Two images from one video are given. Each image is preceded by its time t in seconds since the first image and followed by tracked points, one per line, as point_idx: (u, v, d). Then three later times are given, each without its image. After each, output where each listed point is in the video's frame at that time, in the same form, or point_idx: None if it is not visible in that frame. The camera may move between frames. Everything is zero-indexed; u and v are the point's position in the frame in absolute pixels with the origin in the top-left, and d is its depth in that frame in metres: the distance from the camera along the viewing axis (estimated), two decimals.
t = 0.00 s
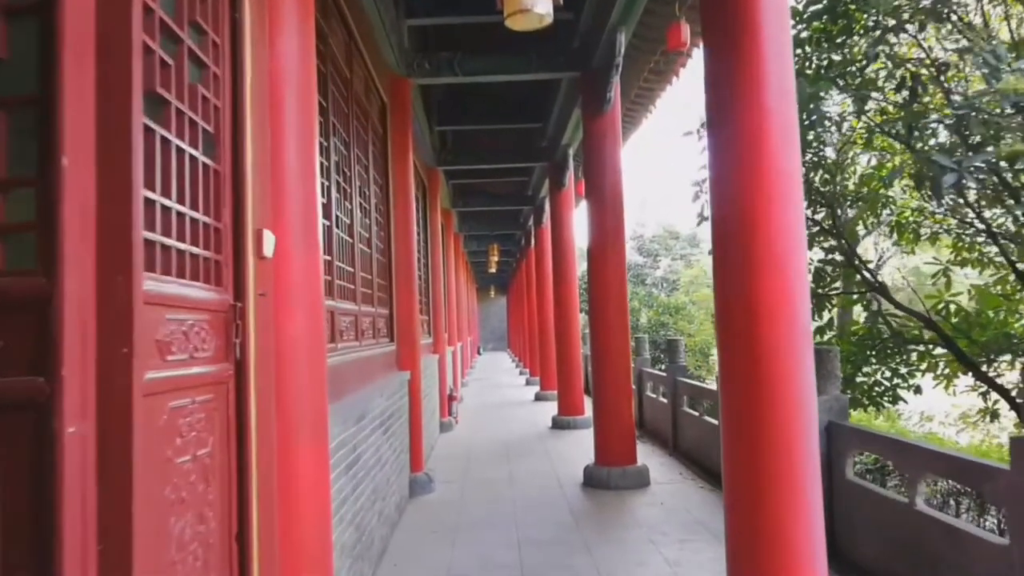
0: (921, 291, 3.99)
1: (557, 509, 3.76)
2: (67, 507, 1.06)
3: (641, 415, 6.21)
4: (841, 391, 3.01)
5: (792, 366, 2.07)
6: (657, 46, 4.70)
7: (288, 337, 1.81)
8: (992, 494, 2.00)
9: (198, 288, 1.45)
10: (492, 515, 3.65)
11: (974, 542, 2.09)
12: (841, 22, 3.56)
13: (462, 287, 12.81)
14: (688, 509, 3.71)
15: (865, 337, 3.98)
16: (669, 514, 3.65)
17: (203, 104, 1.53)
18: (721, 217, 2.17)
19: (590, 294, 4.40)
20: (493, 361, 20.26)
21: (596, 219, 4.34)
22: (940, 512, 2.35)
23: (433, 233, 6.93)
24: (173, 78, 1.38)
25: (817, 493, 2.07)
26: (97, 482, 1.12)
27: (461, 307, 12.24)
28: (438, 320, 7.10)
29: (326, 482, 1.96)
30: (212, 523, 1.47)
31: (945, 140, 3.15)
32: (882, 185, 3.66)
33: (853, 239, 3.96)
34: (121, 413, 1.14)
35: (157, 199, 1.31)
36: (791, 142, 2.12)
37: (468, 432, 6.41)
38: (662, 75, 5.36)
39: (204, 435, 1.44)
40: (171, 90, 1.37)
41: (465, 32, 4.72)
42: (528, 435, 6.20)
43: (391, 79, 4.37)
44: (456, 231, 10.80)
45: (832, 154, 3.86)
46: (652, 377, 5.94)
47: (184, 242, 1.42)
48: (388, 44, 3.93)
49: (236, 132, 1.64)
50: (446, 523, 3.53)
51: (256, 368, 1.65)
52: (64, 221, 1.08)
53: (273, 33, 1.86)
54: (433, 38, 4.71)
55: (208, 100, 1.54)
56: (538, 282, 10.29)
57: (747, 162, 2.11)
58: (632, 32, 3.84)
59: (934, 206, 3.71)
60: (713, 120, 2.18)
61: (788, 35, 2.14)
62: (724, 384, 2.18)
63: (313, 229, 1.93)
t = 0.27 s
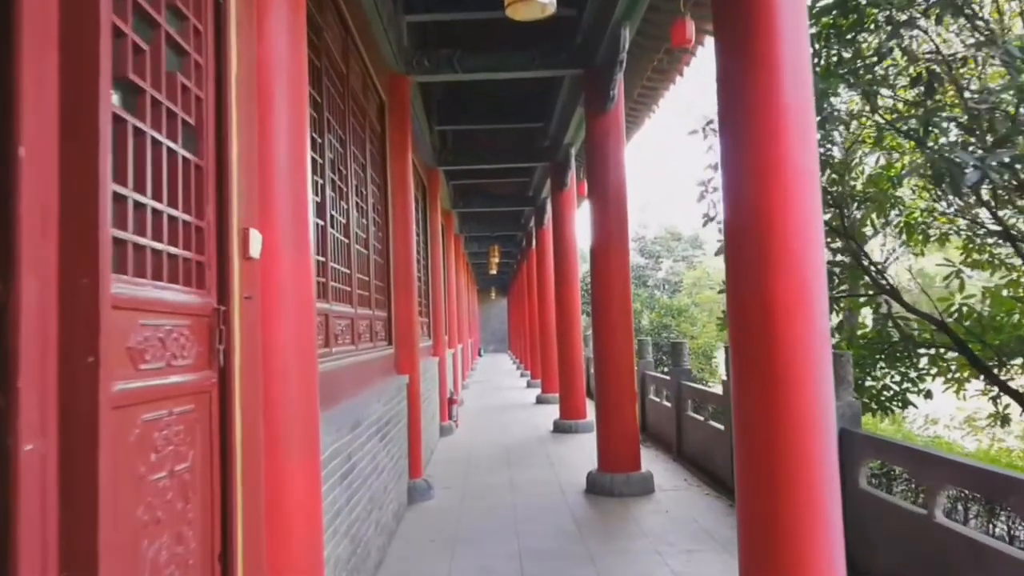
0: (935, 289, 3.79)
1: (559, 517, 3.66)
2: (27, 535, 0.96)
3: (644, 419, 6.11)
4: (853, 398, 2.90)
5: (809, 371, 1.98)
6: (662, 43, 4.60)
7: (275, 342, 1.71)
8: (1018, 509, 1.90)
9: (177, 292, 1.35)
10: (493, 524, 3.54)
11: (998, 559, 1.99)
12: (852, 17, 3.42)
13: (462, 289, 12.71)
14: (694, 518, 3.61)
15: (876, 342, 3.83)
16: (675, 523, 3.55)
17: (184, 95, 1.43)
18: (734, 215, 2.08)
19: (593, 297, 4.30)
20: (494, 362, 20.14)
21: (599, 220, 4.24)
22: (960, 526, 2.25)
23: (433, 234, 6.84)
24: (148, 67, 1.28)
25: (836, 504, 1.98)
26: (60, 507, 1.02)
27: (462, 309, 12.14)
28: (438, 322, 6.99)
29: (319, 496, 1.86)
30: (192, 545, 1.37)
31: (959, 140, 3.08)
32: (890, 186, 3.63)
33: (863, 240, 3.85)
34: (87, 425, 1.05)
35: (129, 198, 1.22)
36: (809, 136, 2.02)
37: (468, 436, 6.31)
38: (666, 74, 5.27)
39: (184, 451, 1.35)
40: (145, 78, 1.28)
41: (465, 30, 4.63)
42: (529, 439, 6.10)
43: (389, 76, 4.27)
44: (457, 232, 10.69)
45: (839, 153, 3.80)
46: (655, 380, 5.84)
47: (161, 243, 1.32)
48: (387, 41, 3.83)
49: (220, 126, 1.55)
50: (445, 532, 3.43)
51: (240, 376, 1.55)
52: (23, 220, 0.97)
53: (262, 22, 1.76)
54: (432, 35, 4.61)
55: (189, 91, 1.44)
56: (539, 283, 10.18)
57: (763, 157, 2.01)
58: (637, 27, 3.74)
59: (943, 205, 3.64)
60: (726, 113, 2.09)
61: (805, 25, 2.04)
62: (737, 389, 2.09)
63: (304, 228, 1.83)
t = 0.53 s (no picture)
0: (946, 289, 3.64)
1: (562, 523, 3.56)
2: None
3: (648, 420, 6.00)
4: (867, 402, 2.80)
5: (833, 372, 1.88)
6: (668, 37, 4.49)
7: (265, 343, 1.61)
8: None
9: (154, 287, 1.25)
10: (495, 530, 3.44)
11: None
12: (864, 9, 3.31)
13: (463, 288, 12.59)
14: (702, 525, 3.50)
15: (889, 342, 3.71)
16: (681, 529, 3.44)
17: (163, 76, 1.33)
18: (752, 208, 1.98)
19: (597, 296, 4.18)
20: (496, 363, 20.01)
21: (604, 217, 4.13)
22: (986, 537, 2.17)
23: (433, 232, 6.74)
24: (121, 43, 1.18)
25: (860, 511, 1.88)
26: (16, 526, 0.92)
27: (463, 309, 12.02)
28: (438, 322, 6.88)
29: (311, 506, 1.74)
30: (171, 562, 1.27)
31: (981, 134, 2.98)
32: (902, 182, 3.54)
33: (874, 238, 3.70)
34: (46, 433, 0.95)
35: (96, 185, 1.11)
36: (830, 124, 1.92)
37: (469, 438, 6.20)
38: (671, 70, 5.16)
39: (161, 459, 1.24)
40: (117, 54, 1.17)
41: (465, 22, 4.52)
42: (530, 441, 5.99)
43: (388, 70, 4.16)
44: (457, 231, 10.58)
45: (848, 150, 3.70)
46: (659, 381, 5.74)
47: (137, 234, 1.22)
48: (386, 33, 3.72)
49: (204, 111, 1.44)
50: (445, 539, 3.33)
51: (225, 379, 1.45)
52: None
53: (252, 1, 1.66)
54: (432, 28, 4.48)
55: (168, 71, 1.34)
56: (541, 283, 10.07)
57: (783, 147, 1.91)
58: (643, 18, 3.63)
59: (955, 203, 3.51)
60: (743, 101, 1.98)
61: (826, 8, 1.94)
62: (755, 392, 1.99)
63: (295, 221, 1.72)
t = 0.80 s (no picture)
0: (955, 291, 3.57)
1: (565, 528, 3.48)
2: None
3: (651, 423, 5.93)
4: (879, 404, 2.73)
5: (853, 375, 1.81)
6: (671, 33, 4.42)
7: (256, 345, 1.53)
8: None
9: (136, 283, 1.18)
10: (496, 535, 3.36)
11: None
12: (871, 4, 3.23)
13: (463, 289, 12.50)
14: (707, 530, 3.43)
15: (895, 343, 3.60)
16: (688, 535, 3.36)
17: (145, 60, 1.26)
18: (767, 203, 1.90)
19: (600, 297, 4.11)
20: (496, 364, 19.91)
21: (607, 216, 4.06)
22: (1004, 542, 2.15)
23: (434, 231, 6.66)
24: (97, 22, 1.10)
25: (880, 517, 1.81)
26: None
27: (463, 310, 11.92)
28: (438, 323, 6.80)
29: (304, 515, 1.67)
30: None
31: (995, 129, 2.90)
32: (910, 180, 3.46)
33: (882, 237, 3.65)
34: (12, 441, 0.87)
35: (72, 176, 1.03)
36: (849, 116, 1.84)
37: (469, 440, 6.12)
38: (674, 67, 5.10)
39: (143, 468, 1.17)
40: (93, 32, 1.10)
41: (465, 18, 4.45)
42: (532, 443, 5.91)
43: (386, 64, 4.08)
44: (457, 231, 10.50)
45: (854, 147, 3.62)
46: (661, 382, 5.67)
47: (116, 228, 1.15)
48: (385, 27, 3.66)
49: (192, 93, 1.37)
50: (446, 544, 3.25)
51: (212, 384, 1.37)
52: None
53: None
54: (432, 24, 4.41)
55: (150, 55, 1.27)
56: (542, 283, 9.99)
57: (800, 140, 1.83)
58: (647, 12, 3.56)
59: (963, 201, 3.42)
60: (758, 92, 1.91)
61: None
62: (771, 395, 1.91)
63: (288, 217, 1.65)
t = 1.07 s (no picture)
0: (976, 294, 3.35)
1: (570, 536, 3.38)
2: None
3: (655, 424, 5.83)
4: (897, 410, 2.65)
5: (886, 384, 1.64)
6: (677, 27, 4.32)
7: (242, 350, 1.43)
8: None
9: (110, 283, 1.08)
10: (498, 544, 3.26)
11: None
12: None
13: (464, 289, 12.41)
14: (717, 537, 3.33)
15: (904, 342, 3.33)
16: (695, 543, 3.26)
17: (119, 40, 1.16)
18: (790, 196, 1.74)
19: (605, 297, 4.00)
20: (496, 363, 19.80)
21: (612, 213, 3.95)
22: None
23: (434, 230, 6.54)
24: None
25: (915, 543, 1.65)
26: None
27: (463, 310, 11.82)
28: (439, 323, 6.68)
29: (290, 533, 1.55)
30: None
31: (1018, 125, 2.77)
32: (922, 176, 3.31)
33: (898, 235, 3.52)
34: None
35: (28, 162, 0.92)
36: (881, 105, 1.68)
37: (470, 442, 6.02)
38: (679, 61, 5.00)
39: (116, 486, 1.07)
40: (55, 5, 0.99)
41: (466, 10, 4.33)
42: (534, 445, 5.81)
43: (386, 57, 3.97)
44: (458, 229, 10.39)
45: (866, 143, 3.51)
46: (666, 383, 5.57)
47: (81, 224, 1.04)
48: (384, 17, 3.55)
49: (172, 74, 1.26)
50: (446, 553, 3.15)
51: (194, 393, 1.27)
52: None
53: None
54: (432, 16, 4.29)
55: (124, 33, 1.17)
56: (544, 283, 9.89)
57: (827, 129, 1.67)
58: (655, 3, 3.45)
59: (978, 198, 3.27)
60: (781, 76, 1.75)
61: None
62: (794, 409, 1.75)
63: (278, 212, 1.54)
